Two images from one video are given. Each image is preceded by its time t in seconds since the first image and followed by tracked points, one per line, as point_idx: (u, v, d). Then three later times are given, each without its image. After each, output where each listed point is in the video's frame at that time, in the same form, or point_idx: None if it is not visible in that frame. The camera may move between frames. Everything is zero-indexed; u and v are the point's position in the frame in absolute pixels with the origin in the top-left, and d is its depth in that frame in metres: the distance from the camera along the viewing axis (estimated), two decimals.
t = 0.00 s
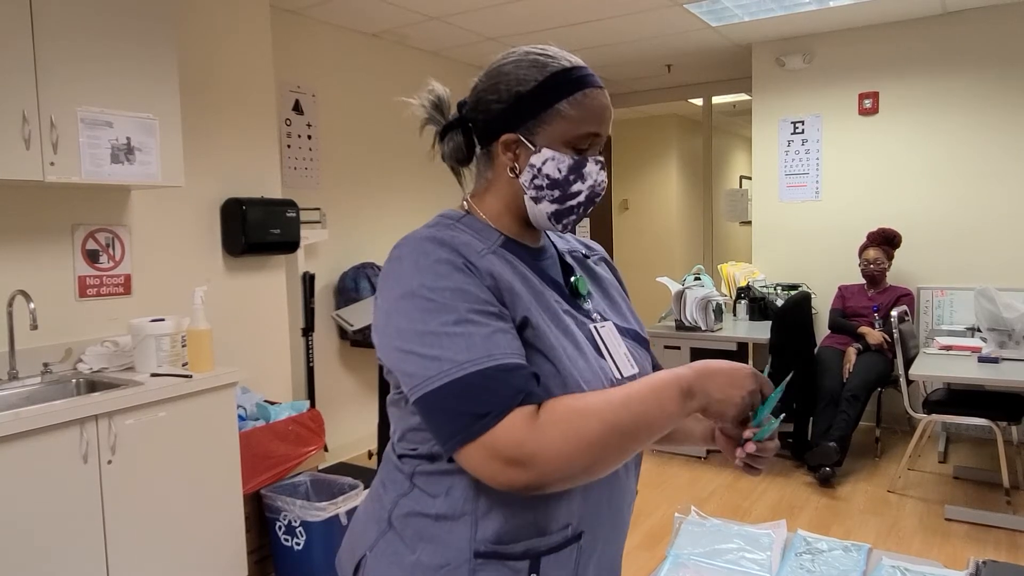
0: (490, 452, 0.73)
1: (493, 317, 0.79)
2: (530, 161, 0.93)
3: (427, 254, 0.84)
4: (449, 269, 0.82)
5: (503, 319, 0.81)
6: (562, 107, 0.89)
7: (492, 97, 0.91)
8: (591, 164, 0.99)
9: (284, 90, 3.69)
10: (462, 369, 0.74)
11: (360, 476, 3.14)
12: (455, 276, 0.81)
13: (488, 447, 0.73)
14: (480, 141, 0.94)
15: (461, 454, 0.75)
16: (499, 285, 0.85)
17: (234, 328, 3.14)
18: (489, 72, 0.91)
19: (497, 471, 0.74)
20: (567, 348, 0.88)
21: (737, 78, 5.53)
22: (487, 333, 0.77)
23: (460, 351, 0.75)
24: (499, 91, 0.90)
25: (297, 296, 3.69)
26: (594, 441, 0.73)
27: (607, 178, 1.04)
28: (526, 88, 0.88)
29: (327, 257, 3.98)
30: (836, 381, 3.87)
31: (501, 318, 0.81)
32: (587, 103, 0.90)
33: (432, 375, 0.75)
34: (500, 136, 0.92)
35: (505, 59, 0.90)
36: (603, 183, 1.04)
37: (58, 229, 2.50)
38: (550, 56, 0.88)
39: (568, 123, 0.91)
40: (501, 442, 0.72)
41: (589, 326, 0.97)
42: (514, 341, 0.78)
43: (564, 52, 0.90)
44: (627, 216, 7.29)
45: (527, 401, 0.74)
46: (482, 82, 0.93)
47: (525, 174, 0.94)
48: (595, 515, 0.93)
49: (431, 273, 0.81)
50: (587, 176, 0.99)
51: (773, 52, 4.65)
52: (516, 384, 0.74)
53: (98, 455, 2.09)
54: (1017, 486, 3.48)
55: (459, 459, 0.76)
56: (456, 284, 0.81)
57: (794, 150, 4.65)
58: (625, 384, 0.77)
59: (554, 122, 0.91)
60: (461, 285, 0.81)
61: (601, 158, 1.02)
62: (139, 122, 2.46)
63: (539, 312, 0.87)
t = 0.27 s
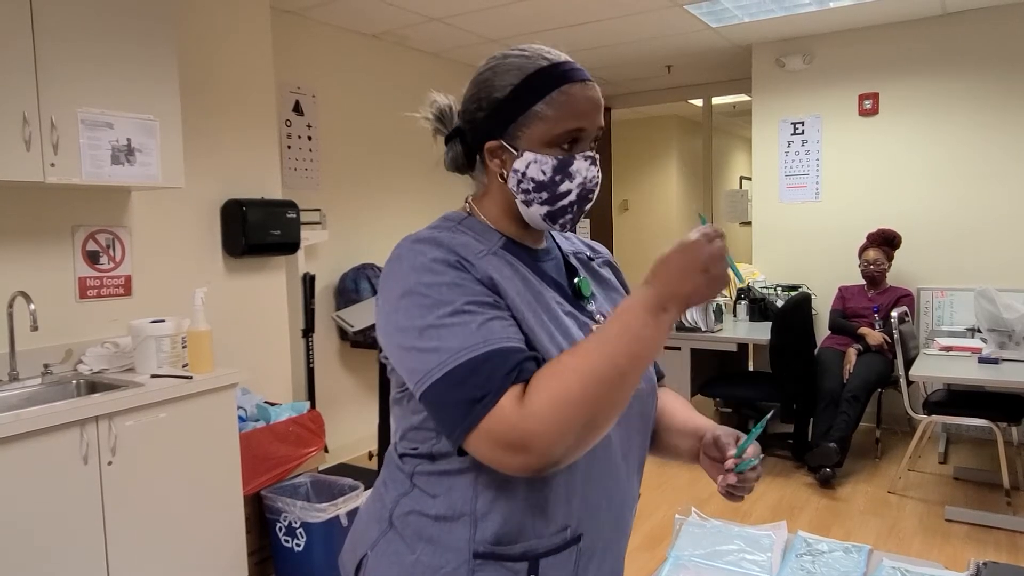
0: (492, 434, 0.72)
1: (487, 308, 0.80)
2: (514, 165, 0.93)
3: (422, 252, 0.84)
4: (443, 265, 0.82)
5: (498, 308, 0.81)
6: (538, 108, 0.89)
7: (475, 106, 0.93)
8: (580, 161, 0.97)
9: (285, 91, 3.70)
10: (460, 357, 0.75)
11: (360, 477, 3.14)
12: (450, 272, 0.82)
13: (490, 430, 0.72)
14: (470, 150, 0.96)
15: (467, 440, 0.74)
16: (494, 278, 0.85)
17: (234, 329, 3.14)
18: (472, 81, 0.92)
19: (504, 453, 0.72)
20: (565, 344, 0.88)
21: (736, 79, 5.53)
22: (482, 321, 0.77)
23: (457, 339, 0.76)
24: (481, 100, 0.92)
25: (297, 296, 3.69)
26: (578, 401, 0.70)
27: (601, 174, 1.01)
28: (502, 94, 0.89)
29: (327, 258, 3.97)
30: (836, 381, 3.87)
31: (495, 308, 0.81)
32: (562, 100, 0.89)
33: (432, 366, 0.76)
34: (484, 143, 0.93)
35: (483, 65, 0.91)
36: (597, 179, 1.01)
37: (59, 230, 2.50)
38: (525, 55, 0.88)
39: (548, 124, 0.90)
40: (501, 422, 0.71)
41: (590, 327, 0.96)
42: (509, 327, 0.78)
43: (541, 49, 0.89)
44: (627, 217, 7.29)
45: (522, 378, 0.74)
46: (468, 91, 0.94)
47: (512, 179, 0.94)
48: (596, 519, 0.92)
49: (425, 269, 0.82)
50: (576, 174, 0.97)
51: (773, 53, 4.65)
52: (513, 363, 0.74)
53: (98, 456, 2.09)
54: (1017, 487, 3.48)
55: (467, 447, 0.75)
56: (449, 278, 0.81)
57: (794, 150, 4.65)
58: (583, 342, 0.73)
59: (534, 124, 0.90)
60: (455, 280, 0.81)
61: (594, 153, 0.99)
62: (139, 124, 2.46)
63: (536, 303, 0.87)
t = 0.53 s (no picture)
0: (488, 437, 0.72)
1: (481, 311, 0.79)
2: (516, 175, 0.93)
3: (417, 258, 0.84)
4: (436, 270, 0.82)
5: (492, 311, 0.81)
6: (541, 119, 0.89)
7: (478, 113, 0.93)
8: (582, 173, 0.96)
9: (285, 92, 3.70)
10: (455, 362, 0.75)
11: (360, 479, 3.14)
12: (444, 277, 0.82)
13: (486, 432, 0.72)
14: (472, 157, 0.96)
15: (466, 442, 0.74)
16: (488, 282, 0.84)
17: (234, 331, 3.14)
18: (477, 87, 0.92)
19: (501, 455, 0.72)
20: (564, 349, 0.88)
21: (737, 80, 5.53)
22: (475, 326, 0.77)
23: (452, 344, 0.76)
24: (484, 108, 0.92)
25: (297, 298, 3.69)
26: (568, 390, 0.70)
27: (603, 186, 1.00)
28: (505, 104, 0.89)
29: (328, 259, 3.97)
30: (837, 383, 3.87)
31: (488, 311, 0.81)
32: (566, 112, 0.88)
33: (428, 371, 0.76)
34: (487, 151, 0.93)
35: (487, 73, 0.91)
36: (598, 191, 1.00)
37: (59, 232, 2.50)
38: (530, 65, 0.88)
39: (551, 135, 0.90)
40: (497, 424, 0.71)
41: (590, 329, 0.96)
42: (503, 330, 0.78)
43: (546, 59, 0.89)
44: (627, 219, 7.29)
45: (514, 377, 0.73)
46: (471, 99, 0.94)
47: (514, 188, 0.93)
48: (597, 523, 0.92)
49: (419, 275, 0.82)
50: (578, 187, 0.96)
51: (773, 54, 4.65)
52: (505, 365, 0.74)
53: (98, 458, 2.09)
54: (1018, 488, 3.47)
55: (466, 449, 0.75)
56: (443, 283, 0.81)
57: (795, 151, 4.65)
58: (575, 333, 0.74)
59: (537, 135, 0.90)
60: (449, 285, 0.81)
61: (595, 165, 0.98)
62: (140, 125, 2.45)
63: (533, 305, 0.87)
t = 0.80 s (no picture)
0: (455, 470, 0.73)
1: (473, 330, 0.78)
2: (522, 166, 0.93)
3: (415, 265, 0.84)
4: (431, 280, 0.81)
5: (486, 328, 0.80)
6: (546, 108, 0.89)
7: (479, 108, 0.92)
8: (586, 163, 0.98)
9: (285, 92, 3.69)
10: (435, 386, 0.74)
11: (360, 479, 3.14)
12: (440, 288, 0.81)
13: (454, 467, 0.73)
14: (473, 153, 0.95)
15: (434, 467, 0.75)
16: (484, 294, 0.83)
17: (234, 331, 3.14)
18: (477, 83, 0.92)
19: (465, 489, 0.74)
20: (561, 358, 0.86)
21: (737, 81, 5.53)
22: (463, 349, 0.76)
23: (437, 366, 0.75)
24: (485, 102, 0.91)
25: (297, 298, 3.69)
26: (544, 463, 0.71)
27: (605, 175, 1.03)
28: (509, 95, 0.89)
29: (328, 259, 3.97)
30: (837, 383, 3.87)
31: (482, 328, 0.79)
32: (571, 101, 0.89)
33: (410, 392, 0.75)
34: (490, 145, 0.92)
35: (487, 69, 0.91)
36: (602, 181, 1.03)
37: (59, 232, 2.50)
38: (531, 59, 0.88)
39: (556, 125, 0.90)
40: (465, 462, 0.72)
41: (590, 332, 0.95)
42: (492, 355, 0.77)
43: (547, 53, 0.90)
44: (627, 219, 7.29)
45: (494, 419, 0.73)
46: (470, 95, 0.93)
47: (520, 180, 0.93)
48: (599, 524, 0.92)
49: (415, 285, 0.81)
50: (583, 175, 0.98)
51: (774, 55, 4.65)
52: (485, 401, 0.73)
53: (98, 458, 2.09)
54: (1018, 489, 3.47)
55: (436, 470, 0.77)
56: (438, 296, 0.80)
57: (795, 151, 4.65)
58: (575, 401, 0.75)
59: (542, 125, 0.90)
60: (444, 298, 0.80)
61: (597, 155, 1.01)
62: (139, 125, 2.45)
63: (528, 320, 0.85)
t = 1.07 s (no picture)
0: (449, 477, 0.74)
1: (471, 336, 0.78)
2: (527, 162, 0.93)
3: (415, 267, 0.83)
4: (431, 283, 0.81)
5: (484, 334, 0.79)
6: (551, 105, 0.89)
7: (481, 105, 0.92)
8: (589, 160, 0.99)
9: (285, 92, 3.69)
10: (429, 394, 0.74)
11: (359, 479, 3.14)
12: (439, 290, 0.80)
13: (447, 474, 0.74)
14: (475, 152, 0.94)
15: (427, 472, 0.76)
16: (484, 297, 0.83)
17: (234, 331, 3.14)
18: (478, 82, 0.92)
19: (457, 496, 0.75)
20: (560, 360, 0.86)
21: (737, 81, 5.53)
22: (460, 356, 0.76)
23: (432, 373, 0.75)
24: (488, 99, 0.91)
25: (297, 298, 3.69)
26: (537, 483, 0.73)
27: (608, 172, 1.03)
28: (512, 92, 0.89)
29: (328, 259, 3.97)
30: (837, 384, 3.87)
31: (481, 335, 0.79)
32: (575, 98, 0.90)
33: (405, 398, 0.75)
34: (494, 142, 0.92)
35: (489, 67, 0.91)
36: (605, 178, 1.04)
37: (59, 232, 2.50)
38: (534, 57, 0.89)
39: (560, 122, 0.91)
40: (459, 471, 0.73)
41: (589, 332, 0.95)
42: (488, 364, 0.77)
43: (549, 51, 0.90)
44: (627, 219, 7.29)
45: (490, 431, 0.74)
46: (471, 93, 0.93)
47: (524, 177, 0.94)
48: (597, 524, 0.92)
49: (414, 288, 0.81)
50: (587, 172, 0.99)
51: (773, 55, 4.65)
52: (480, 414, 0.74)
53: (97, 458, 2.09)
54: (1018, 489, 3.47)
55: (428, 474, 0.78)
56: (437, 299, 0.80)
57: (794, 152, 4.65)
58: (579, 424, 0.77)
59: (547, 122, 0.91)
60: (443, 302, 0.80)
61: (600, 152, 1.01)
62: (139, 125, 2.45)
63: (526, 324, 0.85)
